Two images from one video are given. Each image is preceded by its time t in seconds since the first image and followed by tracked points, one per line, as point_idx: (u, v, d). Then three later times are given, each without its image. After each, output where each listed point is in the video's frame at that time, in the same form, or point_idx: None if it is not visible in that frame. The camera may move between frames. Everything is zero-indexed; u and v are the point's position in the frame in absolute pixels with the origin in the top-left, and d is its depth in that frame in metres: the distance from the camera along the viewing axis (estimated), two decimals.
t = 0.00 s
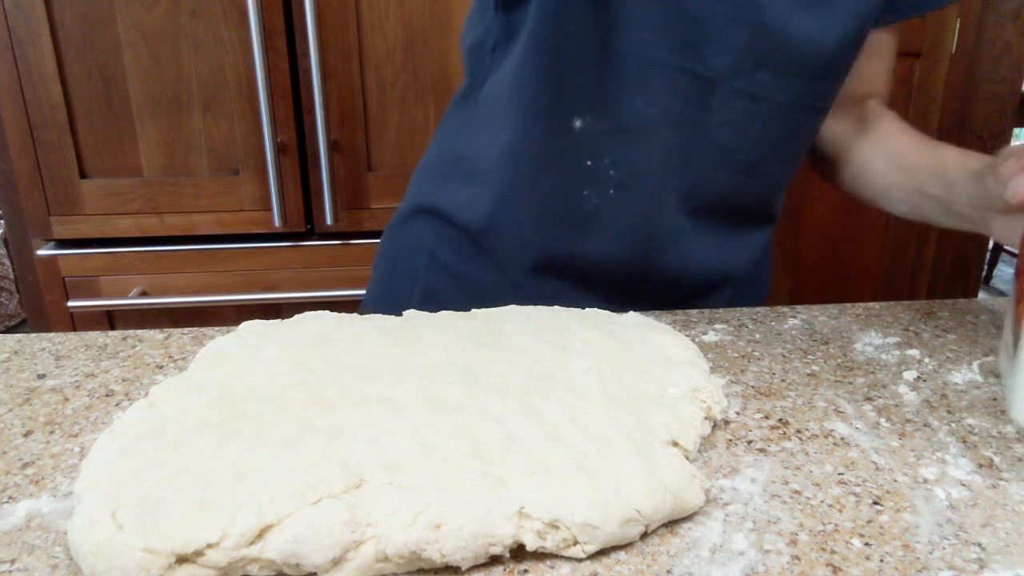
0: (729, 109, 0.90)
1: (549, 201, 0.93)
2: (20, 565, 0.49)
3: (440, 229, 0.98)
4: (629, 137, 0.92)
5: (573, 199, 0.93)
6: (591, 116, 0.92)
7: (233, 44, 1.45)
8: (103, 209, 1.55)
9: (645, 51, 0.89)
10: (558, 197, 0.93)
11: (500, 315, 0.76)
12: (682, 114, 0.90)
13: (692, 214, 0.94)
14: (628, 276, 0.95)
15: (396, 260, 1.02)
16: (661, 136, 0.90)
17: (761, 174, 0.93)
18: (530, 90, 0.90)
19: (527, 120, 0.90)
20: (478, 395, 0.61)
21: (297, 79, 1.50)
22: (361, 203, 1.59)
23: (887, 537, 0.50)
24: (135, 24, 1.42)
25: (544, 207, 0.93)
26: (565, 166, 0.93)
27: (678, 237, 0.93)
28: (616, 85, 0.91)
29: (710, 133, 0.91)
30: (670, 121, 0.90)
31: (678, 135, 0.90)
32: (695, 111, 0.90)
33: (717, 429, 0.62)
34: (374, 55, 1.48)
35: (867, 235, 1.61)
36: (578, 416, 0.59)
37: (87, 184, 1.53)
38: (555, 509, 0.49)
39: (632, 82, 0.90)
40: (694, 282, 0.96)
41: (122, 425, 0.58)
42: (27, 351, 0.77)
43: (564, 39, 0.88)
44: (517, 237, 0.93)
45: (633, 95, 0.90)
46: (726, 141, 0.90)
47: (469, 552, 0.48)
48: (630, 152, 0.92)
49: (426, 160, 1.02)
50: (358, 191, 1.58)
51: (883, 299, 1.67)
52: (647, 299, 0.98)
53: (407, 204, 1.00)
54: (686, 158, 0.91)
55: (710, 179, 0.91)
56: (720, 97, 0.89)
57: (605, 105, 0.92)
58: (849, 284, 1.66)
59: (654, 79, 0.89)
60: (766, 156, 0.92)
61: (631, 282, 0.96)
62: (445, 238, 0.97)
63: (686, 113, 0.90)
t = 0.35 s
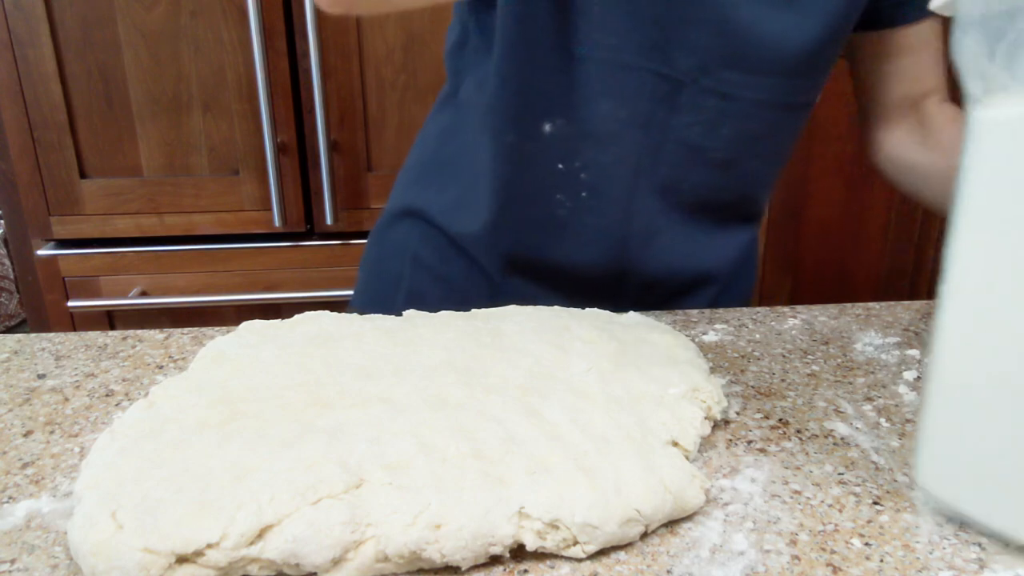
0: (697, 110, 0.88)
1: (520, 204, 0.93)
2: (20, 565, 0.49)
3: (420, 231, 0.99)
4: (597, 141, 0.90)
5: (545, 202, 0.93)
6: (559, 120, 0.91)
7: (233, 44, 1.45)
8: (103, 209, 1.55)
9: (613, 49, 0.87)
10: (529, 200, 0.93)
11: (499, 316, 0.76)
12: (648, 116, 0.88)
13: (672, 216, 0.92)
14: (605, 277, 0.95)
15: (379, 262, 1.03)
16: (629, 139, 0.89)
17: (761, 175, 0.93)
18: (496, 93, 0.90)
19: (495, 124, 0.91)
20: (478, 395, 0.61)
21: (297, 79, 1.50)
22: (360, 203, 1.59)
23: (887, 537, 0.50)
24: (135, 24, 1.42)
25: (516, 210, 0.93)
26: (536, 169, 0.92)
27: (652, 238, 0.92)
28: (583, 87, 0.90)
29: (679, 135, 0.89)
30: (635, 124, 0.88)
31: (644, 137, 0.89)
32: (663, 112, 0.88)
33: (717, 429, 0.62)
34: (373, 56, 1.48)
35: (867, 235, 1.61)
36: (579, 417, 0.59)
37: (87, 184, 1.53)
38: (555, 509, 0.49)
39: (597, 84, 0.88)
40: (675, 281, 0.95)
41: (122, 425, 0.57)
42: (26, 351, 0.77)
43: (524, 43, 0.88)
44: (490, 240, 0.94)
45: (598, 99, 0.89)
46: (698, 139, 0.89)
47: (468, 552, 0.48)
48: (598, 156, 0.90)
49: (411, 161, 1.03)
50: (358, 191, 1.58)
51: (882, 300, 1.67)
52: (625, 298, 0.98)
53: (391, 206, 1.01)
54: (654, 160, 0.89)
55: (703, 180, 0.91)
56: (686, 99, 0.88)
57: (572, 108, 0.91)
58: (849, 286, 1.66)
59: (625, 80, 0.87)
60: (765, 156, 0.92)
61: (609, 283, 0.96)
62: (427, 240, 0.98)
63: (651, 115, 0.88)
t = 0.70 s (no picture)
0: (671, 113, 0.88)
1: (498, 209, 0.94)
2: (20, 565, 0.49)
3: (404, 234, 1.00)
4: (571, 146, 0.91)
5: (520, 208, 0.94)
6: (531, 126, 0.92)
7: (233, 44, 1.45)
8: (103, 209, 1.55)
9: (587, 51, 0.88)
10: (505, 206, 0.94)
11: (499, 315, 0.76)
12: (621, 120, 0.89)
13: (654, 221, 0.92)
14: (584, 283, 0.95)
15: (370, 262, 1.04)
16: (602, 144, 0.89)
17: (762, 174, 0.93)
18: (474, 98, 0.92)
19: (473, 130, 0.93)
20: (479, 395, 0.61)
21: (297, 79, 1.50)
22: (360, 203, 1.59)
23: (887, 537, 0.50)
24: (135, 24, 1.42)
25: (494, 215, 0.93)
26: (513, 175, 0.94)
27: (631, 244, 0.92)
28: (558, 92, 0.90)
29: (654, 138, 0.89)
30: (609, 126, 0.89)
31: (618, 142, 0.89)
32: (638, 116, 0.88)
33: (717, 429, 0.63)
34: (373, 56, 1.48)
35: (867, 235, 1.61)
36: (579, 417, 0.59)
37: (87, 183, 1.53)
38: (555, 509, 0.49)
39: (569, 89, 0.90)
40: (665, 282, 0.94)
41: (122, 425, 0.57)
42: (26, 351, 0.77)
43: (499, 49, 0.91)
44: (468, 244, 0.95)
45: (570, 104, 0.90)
46: (675, 144, 0.89)
47: (469, 552, 0.48)
48: (573, 160, 0.91)
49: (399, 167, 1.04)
50: (358, 191, 1.58)
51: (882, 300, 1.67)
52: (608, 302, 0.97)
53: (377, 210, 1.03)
54: (628, 165, 0.90)
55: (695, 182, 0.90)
56: (659, 102, 0.88)
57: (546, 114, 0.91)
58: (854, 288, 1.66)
59: (598, 84, 0.88)
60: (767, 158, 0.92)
61: (589, 287, 0.96)
62: (410, 244, 0.99)
63: (623, 120, 0.89)
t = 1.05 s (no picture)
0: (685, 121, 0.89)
1: (500, 217, 0.93)
2: (20, 565, 0.49)
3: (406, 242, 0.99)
4: (579, 155, 0.91)
5: (522, 217, 0.93)
6: (533, 135, 0.92)
7: (233, 44, 1.45)
8: (103, 209, 1.55)
9: (597, 58, 0.89)
10: (507, 215, 0.93)
11: (499, 315, 0.76)
12: (631, 128, 0.90)
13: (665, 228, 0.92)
14: (591, 287, 0.96)
15: (373, 265, 1.04)
16: (610, 152, 0.90)
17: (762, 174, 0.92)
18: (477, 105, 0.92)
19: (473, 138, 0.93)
20: (479, 395, 0.61)
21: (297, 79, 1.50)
22: (361, 203, 1.59)
23: (887, 537, 0.50)
24: (135, 24, 1.42)
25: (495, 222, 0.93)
26: (514, 183, 0.93)
27: (640, 250, 0.93)
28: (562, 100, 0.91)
29: (668, 145, 0.89)
30: (619, 132, 0.90)
31: (627, 150, 0.90)
32: (651, 124, 0.90)
33: (717, 429, 0.62)
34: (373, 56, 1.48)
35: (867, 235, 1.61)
36: (579, 417, 0.59)
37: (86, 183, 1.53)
38: (555, 509, 0.49)
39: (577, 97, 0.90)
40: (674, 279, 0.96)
41: (122, 425, 0.57)
42: (26, 351, 0.77)
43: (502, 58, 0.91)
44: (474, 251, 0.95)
45: (577, 113, 0.91)
46: (690, 152, 0.89)
47: (468, 552, 0.48)
48: (580, 166, 0.92)
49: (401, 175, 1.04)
50: (358, 191, 1.58)
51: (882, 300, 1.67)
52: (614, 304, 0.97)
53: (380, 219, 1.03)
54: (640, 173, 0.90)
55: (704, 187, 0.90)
56: (672, 111, 0.89)
57: (550, 122, 0.92)
58: (855, 288, 1.66)
59: (608, 91, 0.89)
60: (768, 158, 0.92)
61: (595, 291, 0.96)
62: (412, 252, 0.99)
63: (633, 129, 0.90)
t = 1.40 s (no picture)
0: (700, 123, 0.87)
1: (510, 218, 0.93)
2: (20, 565, 0.49)
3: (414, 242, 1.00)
4: (590, 156, 0.90)
5: (534, 216, 0.93)
6: (546, 135, 0.91)
7: (233, 44, 1.45)
8: (102, 209, 1.55)
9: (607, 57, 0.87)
10: (516, 216, 0.93)
11: (500, 315, 0.76)
12: (645, 130, 0.88)
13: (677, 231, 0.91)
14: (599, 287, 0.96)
15: (383, 263, 1.04)
16: (622, 154, 0.89)
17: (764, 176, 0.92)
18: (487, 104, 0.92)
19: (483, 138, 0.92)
20: (479, 395, 0.61)
21: (297, 78, 1.50)
22: (361, 203, 1.59)
23: (887, 537, 0.50)
24: (135, 24, 1.42)
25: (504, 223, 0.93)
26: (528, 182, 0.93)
27: (650, 253, 0.93)
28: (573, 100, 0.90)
29: (685, 148, 0.88)
30: (630, 134, 0.88)
31: (639, 153, 0.88)
32: (666, 127, 0.88)
33: (717, 429, 0.62)
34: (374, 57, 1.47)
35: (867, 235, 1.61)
36: (579, 417, 0.58)
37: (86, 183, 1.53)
38: (555, 509, 0.49)
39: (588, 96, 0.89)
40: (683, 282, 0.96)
41: (122, 425, 0.57)
42: (26, 351, 0.77)
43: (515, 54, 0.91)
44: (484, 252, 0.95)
45: (590, 114, 0.89)
46: (704, 153, 0.88)
47: (468, 552, 0.48)
48: (591, 167, 0.91)
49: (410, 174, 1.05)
50: (358, 191, 1.58)
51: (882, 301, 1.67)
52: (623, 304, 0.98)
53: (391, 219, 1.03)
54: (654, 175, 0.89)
55: (716, 191, 0.89)
56: (688, 112, 0.87)
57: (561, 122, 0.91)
58: (854, 287, 1.66)
59: (623, 92, 0.87)
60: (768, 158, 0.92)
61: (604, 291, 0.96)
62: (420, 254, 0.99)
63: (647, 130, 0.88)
